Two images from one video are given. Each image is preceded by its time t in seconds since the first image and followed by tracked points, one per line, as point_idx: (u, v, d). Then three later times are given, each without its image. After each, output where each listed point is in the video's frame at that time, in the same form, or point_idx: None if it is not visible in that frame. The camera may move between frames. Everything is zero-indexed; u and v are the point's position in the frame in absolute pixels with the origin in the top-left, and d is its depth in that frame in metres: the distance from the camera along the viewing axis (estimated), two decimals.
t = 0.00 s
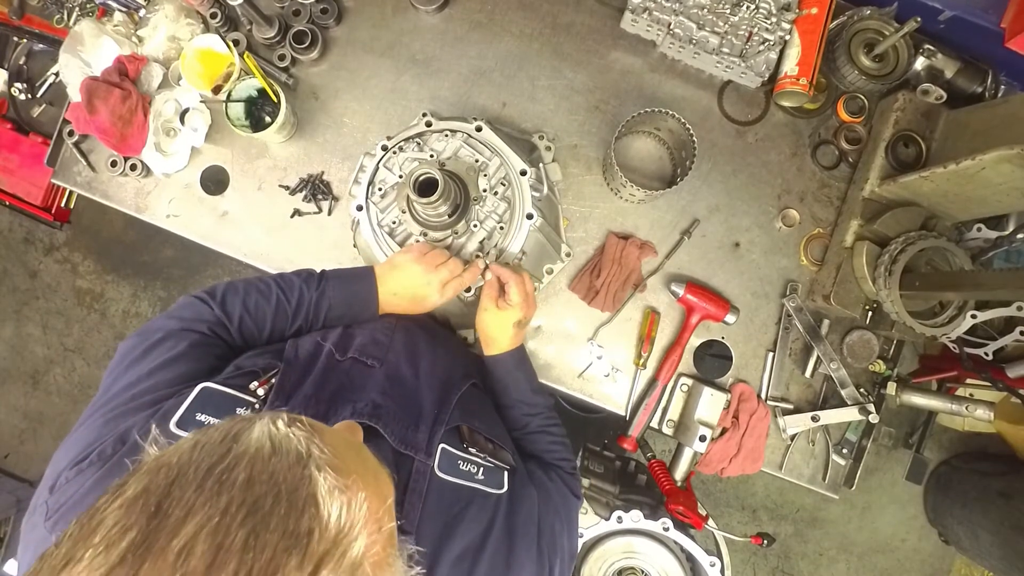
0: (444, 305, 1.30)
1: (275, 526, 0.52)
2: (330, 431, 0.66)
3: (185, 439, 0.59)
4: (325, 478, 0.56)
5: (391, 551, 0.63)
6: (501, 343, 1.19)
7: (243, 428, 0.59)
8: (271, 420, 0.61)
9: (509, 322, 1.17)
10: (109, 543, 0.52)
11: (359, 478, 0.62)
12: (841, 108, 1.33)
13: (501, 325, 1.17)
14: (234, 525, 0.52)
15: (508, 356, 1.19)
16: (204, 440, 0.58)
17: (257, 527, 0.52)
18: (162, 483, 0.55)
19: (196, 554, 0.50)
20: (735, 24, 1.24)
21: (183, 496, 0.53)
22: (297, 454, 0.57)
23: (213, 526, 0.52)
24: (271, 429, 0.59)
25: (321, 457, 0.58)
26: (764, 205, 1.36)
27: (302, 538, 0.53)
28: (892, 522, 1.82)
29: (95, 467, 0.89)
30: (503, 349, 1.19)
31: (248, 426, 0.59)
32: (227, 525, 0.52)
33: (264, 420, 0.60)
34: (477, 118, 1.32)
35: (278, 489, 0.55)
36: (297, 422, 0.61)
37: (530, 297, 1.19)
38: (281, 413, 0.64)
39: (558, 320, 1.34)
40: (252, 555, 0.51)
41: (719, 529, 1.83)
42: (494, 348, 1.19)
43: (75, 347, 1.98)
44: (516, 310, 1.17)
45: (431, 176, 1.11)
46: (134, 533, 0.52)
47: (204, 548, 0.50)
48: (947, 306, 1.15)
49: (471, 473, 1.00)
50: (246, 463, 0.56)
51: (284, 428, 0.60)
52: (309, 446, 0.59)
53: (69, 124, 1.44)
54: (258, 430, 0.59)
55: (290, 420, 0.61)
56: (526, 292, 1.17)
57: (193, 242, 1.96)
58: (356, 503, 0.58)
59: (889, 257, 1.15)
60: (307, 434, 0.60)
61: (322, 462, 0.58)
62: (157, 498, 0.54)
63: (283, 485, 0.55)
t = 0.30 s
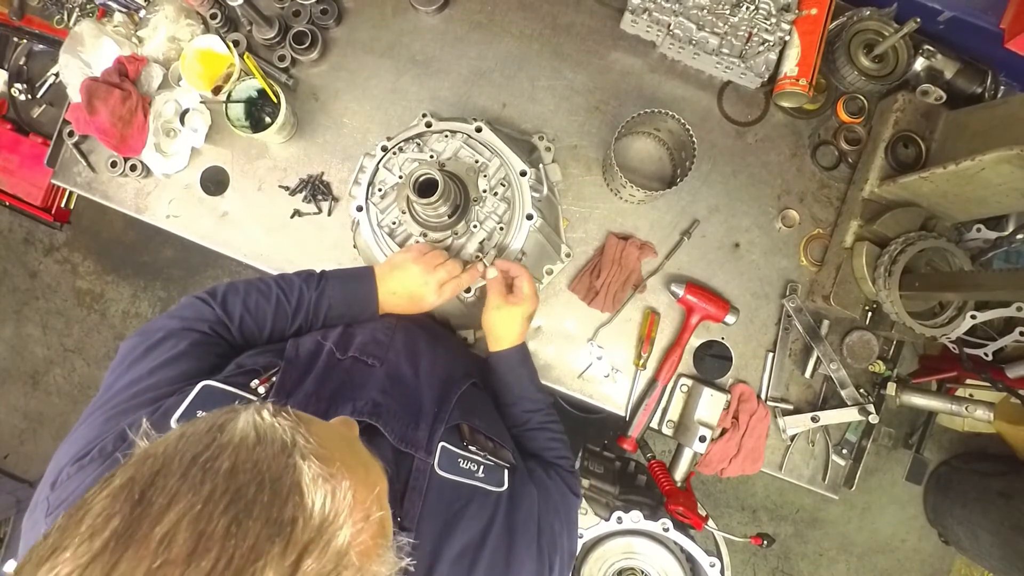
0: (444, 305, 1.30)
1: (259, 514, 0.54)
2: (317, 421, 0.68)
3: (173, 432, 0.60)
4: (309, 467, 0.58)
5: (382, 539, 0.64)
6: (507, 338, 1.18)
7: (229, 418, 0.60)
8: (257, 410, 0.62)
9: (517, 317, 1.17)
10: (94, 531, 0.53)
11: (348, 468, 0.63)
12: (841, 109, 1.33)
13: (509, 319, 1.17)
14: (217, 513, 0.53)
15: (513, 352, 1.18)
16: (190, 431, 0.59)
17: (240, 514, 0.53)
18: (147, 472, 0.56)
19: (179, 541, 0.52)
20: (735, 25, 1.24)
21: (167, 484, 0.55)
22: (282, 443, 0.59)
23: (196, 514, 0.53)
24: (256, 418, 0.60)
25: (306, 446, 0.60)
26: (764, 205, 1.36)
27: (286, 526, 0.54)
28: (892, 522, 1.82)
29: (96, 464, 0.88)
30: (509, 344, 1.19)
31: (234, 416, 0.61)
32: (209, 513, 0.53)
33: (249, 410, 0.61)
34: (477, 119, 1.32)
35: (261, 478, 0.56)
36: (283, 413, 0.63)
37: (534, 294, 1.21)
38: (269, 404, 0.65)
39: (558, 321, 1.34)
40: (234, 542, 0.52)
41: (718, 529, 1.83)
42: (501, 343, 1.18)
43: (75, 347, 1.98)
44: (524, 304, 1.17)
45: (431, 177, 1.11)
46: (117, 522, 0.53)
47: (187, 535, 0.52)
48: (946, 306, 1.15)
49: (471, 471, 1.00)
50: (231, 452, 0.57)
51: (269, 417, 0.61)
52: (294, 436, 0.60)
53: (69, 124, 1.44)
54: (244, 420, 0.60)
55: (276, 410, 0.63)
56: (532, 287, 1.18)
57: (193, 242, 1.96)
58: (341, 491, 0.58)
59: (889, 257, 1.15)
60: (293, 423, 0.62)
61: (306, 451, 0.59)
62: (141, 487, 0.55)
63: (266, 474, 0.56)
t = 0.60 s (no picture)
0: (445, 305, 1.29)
1: (238, 510, 0.53)
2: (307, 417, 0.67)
3: (156, 429, 0.60)
4: (291, 462, 0.57)
5: (373, 537, 0.62)
6: (522, 328, 1.18)
7: (213, 414, 0.60)
8: (243, 407, 0.62)
9: (522, 304, 1.17)
10: (73, 527, 0.52)
11: (332, 463, 0.61)
12: (841, 108, 1.33)
13: (519, 305, 1.17)
14: (196, 509, 0.53)
15: (525, 343, 1.18)
16: (174, 428, 0.59)
17: (220, 511, 0.53)
18: (126, 470, 0.55)
19: (157, 537, 0.51)
20: (735, 24, 1.24)
21: (147, 480, 0.54)
22: (265, 439, 0.58)
23: (175, 509, 0.53)
24: (241, 414, 0.60)
25: (291, 442, 0.59)
26: (764, 205, 1.36)
27: (267, 522, 0.54)
28: (892, 522, 1.82)
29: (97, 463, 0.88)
30: (526, 334, 1.18)
31: (219, 412, 0.60)
32: (189, 509, 0.53)
33: (234, 407, 0.61)
34: (477, 118, 1.32)
35: (243, 474, 0.56)
36: (269, 409, 0.62)
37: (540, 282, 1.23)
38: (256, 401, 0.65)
39: (558, 320, 1.34)
40: (212, 538, 0.52)
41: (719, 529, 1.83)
42: (515, 334, 1.18)
43: (75, 347, 1.98)
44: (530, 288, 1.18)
45: (431, 176, 1.11)
46: (96, 519, 0.52)
47: (165, 532, 0.52)
48: (946, 306, 1.15)
49: (471, 469, 1.00)
50: (213, 448, 0.57)
51: (254, 414, 0.61)
52: (278, 432, 0.60)
53: (69, 124, 1.44)
54: (228, 416, 0.60)
55: (262, 406, 0.63)
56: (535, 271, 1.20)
57: (193, 242, 1.96)
58: (325, 487, 0.58)
59: (889, 257, 1.14)
60: (277, 419, 0.61)
61: (291, 446, 0.59)
62: (121, 484, 0.54)
63: (248, 470, 0.56)
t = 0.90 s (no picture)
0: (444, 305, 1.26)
1: (192, 505, 0.53)
2: (263, 407, 0.66)
3: (106, 438, 0.60)
4: (244, 453, 0.57)
5: (345, 516, 0.63)
6: (517, 319, 1.16)
7: (158, 415, 0.60)
8: (189, 404, 0.62)
9: (520, 294, 1.15)
10: (28, 535, 0.53)
11: (288, 450, 0.61)
12: (841, 108, 1.33)
13: (514, 295, 1.15)
14: (146, 511, 0.53)
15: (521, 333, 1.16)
16: (120, 432, 0.59)
17: (170, 510, 0.53)
18: (71, 481, 0.55)
19: (106, 543, 0.52)
20: (735, 24, 1.24)
21: (93, 489, 0.55)
22: (214, 434, 0.58)
23: (123, 514, 0.53)
24: (186, 411, 0.60)
25: (243, 433, 0.59)
26: (764, 205, 1.36)
27: (223, 515, 0.54)
28: (892, 522, 1.82)
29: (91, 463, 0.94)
30: (522, 325, 1.16)
31: (164, 412, 0.60)
32: (137, 512, 0.53)
33: (179, 405, 0.61)
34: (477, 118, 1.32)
35: (194, 470, 0.55)
36: (218, 402, 0.62)
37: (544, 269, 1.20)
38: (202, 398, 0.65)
39: (559, 320, 1.34)
40: (166, 537, 0.52)
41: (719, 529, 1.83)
42: (510, 325, 1.16)
43: (75, 347, 1.98)
44: (529, 277, 1.15)
45: (431, 176, 1.11)
46: (44, 534, 0.53)
47: (114, 537, 0.52)
48: (947, 306, 1.15)
49: (470, 465, 1.00)
50: (159, 449, 0.57)
51: (199, 409, 0.61)
52: (228, 425, 0.59)
53: (69, 124, 1.44)
54: (173, 415, 0.60)
55: (208, 401, 0.62)
56: (534, 258, 1.16)
57: (193, 242, 1.96)
58: (282, 473, 0.57)
59: (889, 257, 1.14)
60: (226, 413, 0.61)
61: (242, 438, 0.59)
62: (67, 496, 0.55)
63: (199, 465, 0.56)
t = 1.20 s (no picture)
0: (445, 305, 1.26)
1: (161, 514, 0.53)
2: (250, 412, 0.66)
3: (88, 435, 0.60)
4: (220, 463, 0.57)
5: (321, 534, 0.62)
6: (511, 319, 1.15)
7: (143, 416, 0.61)
8: (174, 407, 0.62)
9: (512, 297, 1.14)
10: None
11: (268, 462, 0.60)
12: (841, 108, 1.33)
13: (505, 296, 1.14)
14: (116, 514, 0.53)
15: (514, 336, 1.15)
16: (103, 430, 0.60)
17: (138, 518, 0.53)
18: (46, 478, 0.56)
19: (71, 545, 0.52)
20: (735, 24, 1.24)
21: (67, 487, 0.55)
22: (193, 441, 0.58)
23: (92, 516, 0.53)
24: (169, 415, 0.60)
25: (223, 442, 0.59)
26: (764, 205, 1.36)
27: (192, 527, 0.54)
28: (892, 522, 1.82)
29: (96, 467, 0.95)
30: (515, 325, 1.16)
31: (149, 414, 0.61)
32: (106, 516, 0.53)
33: (163, 408, 0.61)
34: (477, 118, 1.32)
35: (169, 476, 0.56)
36: (203, 408, 0.62)
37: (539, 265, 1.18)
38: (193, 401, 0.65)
39: (559, 320, 1.34)
40: (130, 545, 0.52)
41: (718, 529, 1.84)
42: (503, 325, 1.15)
43: (76, 347, 1.98)
44: (519, 277, 1.14)
45: (431, 176, 1.11)
46: (14, 529, 0.53)
47: (79, 540, 0.52)
48: (946, 306, 1.15)
49: (459, 464, 0.99)
50: (137, 452, 0.57)
51: (183, 415, 0.61)
52: (208, 433, 0.59)
53: (69, 124, 1.44)
54: (156, 418, 0.60)
55: (194, 406, 0.63)
56: (525, 258, 1.15)
57: (193, 243, 1.96)
58: (257, 487, 0.57)
59: (889, 257, 1.15)
60: (208, 420, 0.61)
61: (221, 447, 0.58)
62: (41, 493, 0.55)
63: (174, 473, 0.56)
